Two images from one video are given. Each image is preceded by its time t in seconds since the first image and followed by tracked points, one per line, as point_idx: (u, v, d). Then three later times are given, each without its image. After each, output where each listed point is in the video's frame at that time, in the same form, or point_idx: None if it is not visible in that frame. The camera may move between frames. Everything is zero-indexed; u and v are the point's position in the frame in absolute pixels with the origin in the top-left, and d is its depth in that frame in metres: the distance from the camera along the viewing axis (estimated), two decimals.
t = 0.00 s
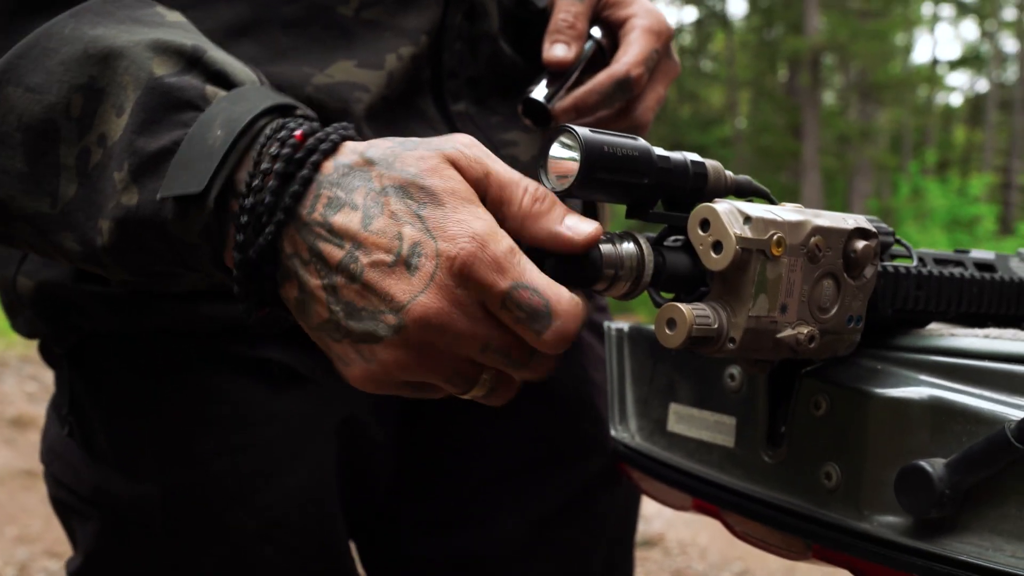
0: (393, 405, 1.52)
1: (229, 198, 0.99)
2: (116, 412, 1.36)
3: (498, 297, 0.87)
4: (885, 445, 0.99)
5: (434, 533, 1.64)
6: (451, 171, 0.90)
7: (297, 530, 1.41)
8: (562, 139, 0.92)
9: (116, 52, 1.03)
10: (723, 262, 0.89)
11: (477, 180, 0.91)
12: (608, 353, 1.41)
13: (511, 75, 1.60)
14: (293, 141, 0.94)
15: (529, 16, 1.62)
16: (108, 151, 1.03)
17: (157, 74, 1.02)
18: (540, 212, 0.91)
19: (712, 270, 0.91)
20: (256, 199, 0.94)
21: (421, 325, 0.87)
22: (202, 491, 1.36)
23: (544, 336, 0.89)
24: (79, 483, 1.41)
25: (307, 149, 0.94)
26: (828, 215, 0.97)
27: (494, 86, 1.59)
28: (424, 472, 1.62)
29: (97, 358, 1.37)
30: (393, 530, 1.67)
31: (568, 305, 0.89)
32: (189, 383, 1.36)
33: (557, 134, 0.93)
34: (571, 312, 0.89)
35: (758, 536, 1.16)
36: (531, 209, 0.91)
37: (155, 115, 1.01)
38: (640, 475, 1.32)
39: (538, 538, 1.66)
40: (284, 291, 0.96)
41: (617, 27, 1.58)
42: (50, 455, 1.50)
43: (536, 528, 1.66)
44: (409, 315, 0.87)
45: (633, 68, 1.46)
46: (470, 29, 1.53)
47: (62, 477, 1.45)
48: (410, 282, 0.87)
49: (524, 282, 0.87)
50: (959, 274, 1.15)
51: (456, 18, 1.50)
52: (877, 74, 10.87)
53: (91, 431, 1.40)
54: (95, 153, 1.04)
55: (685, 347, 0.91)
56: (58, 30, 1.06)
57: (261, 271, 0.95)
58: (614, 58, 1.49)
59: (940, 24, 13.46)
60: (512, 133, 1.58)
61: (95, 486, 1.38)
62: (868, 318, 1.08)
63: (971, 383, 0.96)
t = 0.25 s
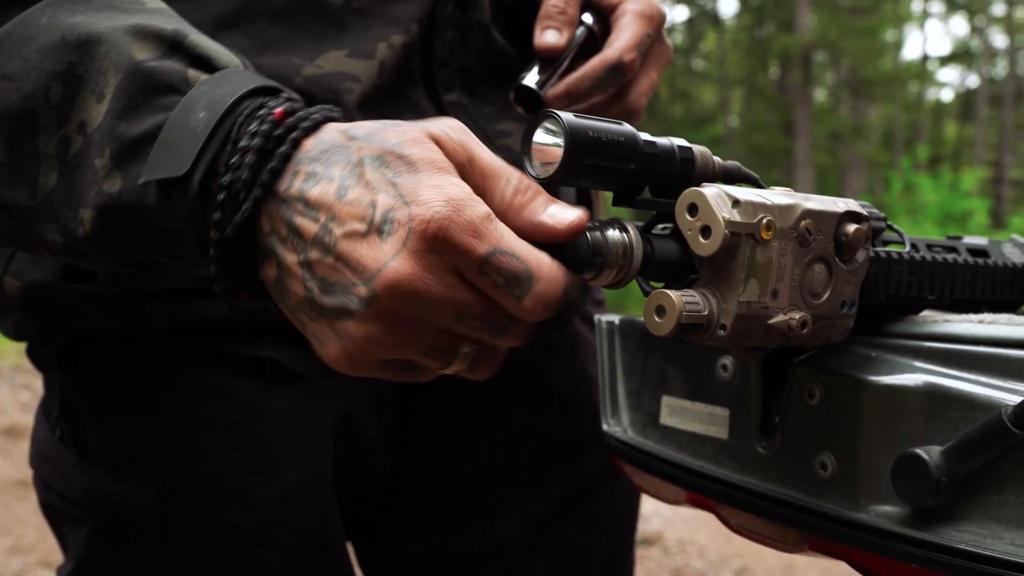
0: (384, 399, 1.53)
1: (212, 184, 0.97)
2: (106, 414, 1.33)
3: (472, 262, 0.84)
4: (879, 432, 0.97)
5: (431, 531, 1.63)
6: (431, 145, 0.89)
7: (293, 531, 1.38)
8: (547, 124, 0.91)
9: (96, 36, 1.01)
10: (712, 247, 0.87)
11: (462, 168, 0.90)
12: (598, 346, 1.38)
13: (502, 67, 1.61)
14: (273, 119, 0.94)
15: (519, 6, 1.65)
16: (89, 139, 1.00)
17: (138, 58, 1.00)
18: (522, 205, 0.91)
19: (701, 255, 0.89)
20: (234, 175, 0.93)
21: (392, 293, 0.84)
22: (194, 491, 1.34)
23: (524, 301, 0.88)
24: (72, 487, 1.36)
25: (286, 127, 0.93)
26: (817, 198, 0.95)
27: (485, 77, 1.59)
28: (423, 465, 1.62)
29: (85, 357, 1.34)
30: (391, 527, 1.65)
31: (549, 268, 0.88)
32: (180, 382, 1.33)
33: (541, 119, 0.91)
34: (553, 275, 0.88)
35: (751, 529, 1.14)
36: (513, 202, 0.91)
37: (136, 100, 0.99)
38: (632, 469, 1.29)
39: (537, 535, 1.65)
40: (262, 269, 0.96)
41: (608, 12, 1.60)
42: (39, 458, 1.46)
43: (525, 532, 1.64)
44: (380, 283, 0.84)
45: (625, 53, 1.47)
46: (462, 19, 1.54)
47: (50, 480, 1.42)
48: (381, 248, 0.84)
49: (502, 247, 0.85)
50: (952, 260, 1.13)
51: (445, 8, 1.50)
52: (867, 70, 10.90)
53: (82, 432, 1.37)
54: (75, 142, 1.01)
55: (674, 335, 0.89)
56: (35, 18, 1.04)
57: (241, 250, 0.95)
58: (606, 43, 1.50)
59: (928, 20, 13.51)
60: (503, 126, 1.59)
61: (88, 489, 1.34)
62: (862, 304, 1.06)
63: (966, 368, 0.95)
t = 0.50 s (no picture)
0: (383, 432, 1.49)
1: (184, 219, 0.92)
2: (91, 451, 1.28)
3: (459, 297, 0.84)
4: (875, 470, 0.94)
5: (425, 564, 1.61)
6: (414, 182, 0.89)
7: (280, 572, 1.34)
8: (533, 155, 0.88)
9: (64, 70, 0.98)
10: (703, 282, 0.85)
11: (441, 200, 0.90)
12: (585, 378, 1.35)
13: (497, 92, 1.61)
14: (251, 150, 0.92)
15: (513, 28, 1.65)
16: (54, 174, 0.96)
17: (107, 92, 0.97)
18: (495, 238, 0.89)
19: (693, 290, 0.86)
20: (212, 199, 0.89)
21: (377, 327, 0.82)
22: (182, 531, 1.29)
23: (512, 339, 0.87)
24: (59, 522, 1.32)
25: (264, 159, 0.91)
26: (810, 231, 0.93)
27: (479, 100, 1.59)
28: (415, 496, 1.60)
29: (69, 393, 1.29)
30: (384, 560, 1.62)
31: (533, 306, 0.88)
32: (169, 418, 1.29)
33: (526, 150, 0.89)
34: (534, 312, 0.88)
35: (745, 567, 1.11)
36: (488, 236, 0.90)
37: (104, 134, 0.95)
38: (623, 505, 1.26)
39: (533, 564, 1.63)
40: (228, 305, 0.92)
41: (604, 37, 1.62)
42: (25, 494, 1.42)
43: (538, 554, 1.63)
44: (364, 316, 0.81)
45: (623, 78, 1.48)
46: (457, 43, 1.55)
47: (35, 519, 1.37)
48: (365, 281, 0.82)
49: (491, 284, 0.86)
50: (945, 290, 1.13)
51: (439, 32, 1.50)
52: (848, 93, 11.03)
53: (65, 469, 1.32)
54: (42, 177, 0.97)
55: (665, 372, 0.86)
56: (3, 49, 1.01)
57: (215, 283, 0.91)
58: (603, 70, 1.51)
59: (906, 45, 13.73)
60: (497, 151, 1.57)
61: (75, 527, 1.29)
62: (855, 338, 1.05)
63: (963, 404, 0.92)
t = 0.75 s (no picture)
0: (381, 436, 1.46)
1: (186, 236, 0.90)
2: (85, 459, 1.25)
3: (448, 317, 0.80)
4: (881, 471, 0.92)
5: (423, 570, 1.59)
6: (401, 196, 0.84)
7: None
8: (526, 152, 0.85)
9: (62, 80, 0.96)
10: (702, 279, 0.82)
11: (422, 205, 0.84)
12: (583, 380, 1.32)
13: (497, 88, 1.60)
14: (247, 163, 0.89)
15: (510, 25, 1.64)
16: (54, 189, 0.95)
17: (106, 104, 0.95)
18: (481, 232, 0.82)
19: (692, 288, 0.84)
20: (209, 217, 0.88)
21: (362, 351, 0.79)
22: (178, 540, 1.26)
23: (502, 348, 0.83)
24: (46, 533, 1.31)
25: (261, 172, 0.88)
26: (812, 226, 0.91)
27: (476, 98, 1.58)
28: (413, 504, 1.57)
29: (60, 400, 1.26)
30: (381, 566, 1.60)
31: (523, 316, 0.84)
32: (162, 430, 1.25)
33: (518, 146, 0.86)
34: (526, 325, 0.84)
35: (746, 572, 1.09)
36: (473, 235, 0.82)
37: (105, 148, 0.94)
38: (621, 509, 1.24)
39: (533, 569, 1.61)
40: (227, 322, 0.90)
41: (604, 31, 1.60)
42: (13, 505, 1.39)
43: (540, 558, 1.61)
44: (349, 340, 0.79)
45: (624, 75, 1.47)
46: (453, 39, 1.52)
47: (25, 529, 1.34)
48: (352, 305, 0.79)
49: (479, 300, 0.81)
50: (950, 286, 1.12)
51: (437, 30, 1.47)
52: (843, 93, 11.04)
53: (58, 477, 1.29)
54: (40, 191, 0.96)
55: (664, 373, 0.84)
56: None
57: (213, 299, 0.89)
58: (605, 65, 1.50)
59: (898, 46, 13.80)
60: (494, 151, 1.55)
61: (64, 537, 1.28)
62: (859, 335, 1.03)
63: (970, 402, 0.90)
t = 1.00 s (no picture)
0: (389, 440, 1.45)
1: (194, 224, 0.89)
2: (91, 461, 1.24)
3: (459, 299, 0.80)
4: (899, 475, 0.90)
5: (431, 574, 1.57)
6: (415, 182, 0.85)
7: None
8: (532, 149, 0.84)
9: (69, 72, 0.94)
10: (715, 277, 0.80)
11: (441, 203, 0.85)
12: (592, 383, 1.31)
13: (505, 88, 1.59)
14: (258, 152, 0.89)
15: (519, 24, 1.62)
16: (60, 180, 0.93)
17: (113, 94, 0.93)
18: (499, 241, 0.83)
19: (703, 288, 0.82)
20: (216, 205, 0.87)
21: (372, 332, 0.78)
22: (184, 544, 1.25)
23: (515, 338, 0.82)
24: (54, 537, 1.29)
25: (272, 161, 0.88)
26: (826, 223, 0.89)
27: (485, 98, 1.56)
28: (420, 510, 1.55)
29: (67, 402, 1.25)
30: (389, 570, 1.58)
31: (539, 305, 0.82)
32: (168, 431, 1.24)
33: (524, 143, 0.84)
34: (542, 311, 0.82)
35: None
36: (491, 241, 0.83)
37: (112, 137, 0.92)
38: (632, 512, 1.22)
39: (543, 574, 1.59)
40: (235, 311, 0.89)
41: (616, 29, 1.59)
42: (21, 507, 1.38)
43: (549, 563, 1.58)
44: (357, 322, 0.78)
45: (637, 74, 1.46)
46: (461, 38, 1.51)
47: (32, 531, 1.34)
48: (363, 285, 0.79)
49: (493, 284, 0.80)
50: (967, 286, 1.10)
51: (445, 28, 1.47)
52: (851, 96, 10.99)
53: (66, 479, 1.29)
54: (47, 183, 0.94)
55: (676, 374, 0.82)
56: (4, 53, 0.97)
57: (216, 288, 0.88)
58: (617, 63, 1.49)
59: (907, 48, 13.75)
60: (502, 150, 1.54)
61: (70, 540, 1.27)
62: (874, 335, 1.01)
63: (990, 403, 0.88)
